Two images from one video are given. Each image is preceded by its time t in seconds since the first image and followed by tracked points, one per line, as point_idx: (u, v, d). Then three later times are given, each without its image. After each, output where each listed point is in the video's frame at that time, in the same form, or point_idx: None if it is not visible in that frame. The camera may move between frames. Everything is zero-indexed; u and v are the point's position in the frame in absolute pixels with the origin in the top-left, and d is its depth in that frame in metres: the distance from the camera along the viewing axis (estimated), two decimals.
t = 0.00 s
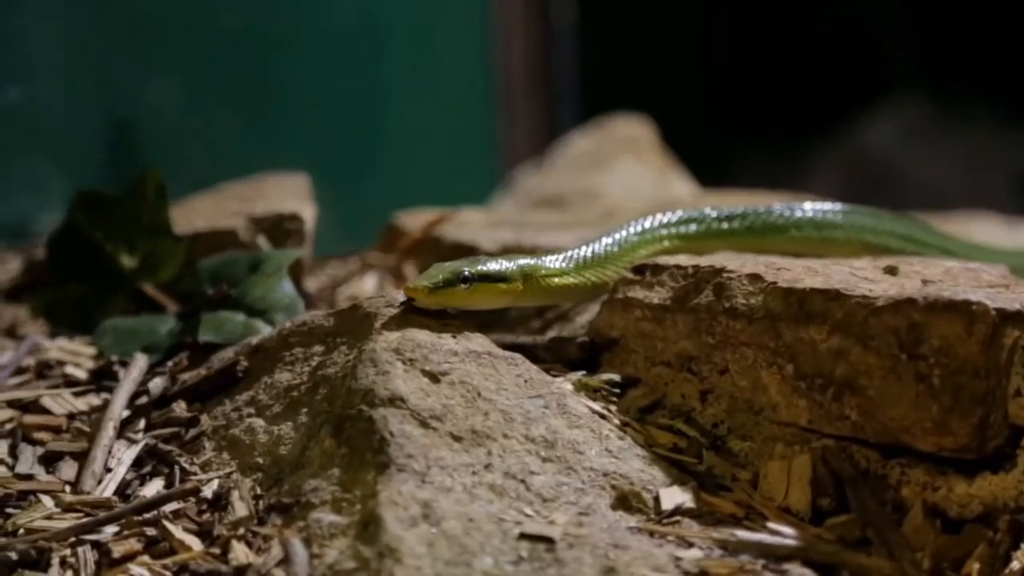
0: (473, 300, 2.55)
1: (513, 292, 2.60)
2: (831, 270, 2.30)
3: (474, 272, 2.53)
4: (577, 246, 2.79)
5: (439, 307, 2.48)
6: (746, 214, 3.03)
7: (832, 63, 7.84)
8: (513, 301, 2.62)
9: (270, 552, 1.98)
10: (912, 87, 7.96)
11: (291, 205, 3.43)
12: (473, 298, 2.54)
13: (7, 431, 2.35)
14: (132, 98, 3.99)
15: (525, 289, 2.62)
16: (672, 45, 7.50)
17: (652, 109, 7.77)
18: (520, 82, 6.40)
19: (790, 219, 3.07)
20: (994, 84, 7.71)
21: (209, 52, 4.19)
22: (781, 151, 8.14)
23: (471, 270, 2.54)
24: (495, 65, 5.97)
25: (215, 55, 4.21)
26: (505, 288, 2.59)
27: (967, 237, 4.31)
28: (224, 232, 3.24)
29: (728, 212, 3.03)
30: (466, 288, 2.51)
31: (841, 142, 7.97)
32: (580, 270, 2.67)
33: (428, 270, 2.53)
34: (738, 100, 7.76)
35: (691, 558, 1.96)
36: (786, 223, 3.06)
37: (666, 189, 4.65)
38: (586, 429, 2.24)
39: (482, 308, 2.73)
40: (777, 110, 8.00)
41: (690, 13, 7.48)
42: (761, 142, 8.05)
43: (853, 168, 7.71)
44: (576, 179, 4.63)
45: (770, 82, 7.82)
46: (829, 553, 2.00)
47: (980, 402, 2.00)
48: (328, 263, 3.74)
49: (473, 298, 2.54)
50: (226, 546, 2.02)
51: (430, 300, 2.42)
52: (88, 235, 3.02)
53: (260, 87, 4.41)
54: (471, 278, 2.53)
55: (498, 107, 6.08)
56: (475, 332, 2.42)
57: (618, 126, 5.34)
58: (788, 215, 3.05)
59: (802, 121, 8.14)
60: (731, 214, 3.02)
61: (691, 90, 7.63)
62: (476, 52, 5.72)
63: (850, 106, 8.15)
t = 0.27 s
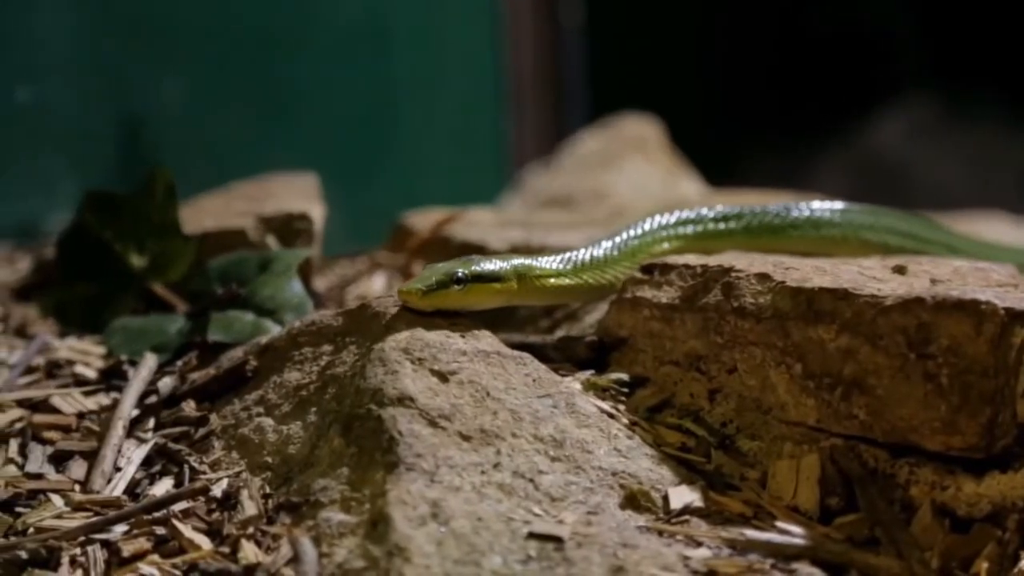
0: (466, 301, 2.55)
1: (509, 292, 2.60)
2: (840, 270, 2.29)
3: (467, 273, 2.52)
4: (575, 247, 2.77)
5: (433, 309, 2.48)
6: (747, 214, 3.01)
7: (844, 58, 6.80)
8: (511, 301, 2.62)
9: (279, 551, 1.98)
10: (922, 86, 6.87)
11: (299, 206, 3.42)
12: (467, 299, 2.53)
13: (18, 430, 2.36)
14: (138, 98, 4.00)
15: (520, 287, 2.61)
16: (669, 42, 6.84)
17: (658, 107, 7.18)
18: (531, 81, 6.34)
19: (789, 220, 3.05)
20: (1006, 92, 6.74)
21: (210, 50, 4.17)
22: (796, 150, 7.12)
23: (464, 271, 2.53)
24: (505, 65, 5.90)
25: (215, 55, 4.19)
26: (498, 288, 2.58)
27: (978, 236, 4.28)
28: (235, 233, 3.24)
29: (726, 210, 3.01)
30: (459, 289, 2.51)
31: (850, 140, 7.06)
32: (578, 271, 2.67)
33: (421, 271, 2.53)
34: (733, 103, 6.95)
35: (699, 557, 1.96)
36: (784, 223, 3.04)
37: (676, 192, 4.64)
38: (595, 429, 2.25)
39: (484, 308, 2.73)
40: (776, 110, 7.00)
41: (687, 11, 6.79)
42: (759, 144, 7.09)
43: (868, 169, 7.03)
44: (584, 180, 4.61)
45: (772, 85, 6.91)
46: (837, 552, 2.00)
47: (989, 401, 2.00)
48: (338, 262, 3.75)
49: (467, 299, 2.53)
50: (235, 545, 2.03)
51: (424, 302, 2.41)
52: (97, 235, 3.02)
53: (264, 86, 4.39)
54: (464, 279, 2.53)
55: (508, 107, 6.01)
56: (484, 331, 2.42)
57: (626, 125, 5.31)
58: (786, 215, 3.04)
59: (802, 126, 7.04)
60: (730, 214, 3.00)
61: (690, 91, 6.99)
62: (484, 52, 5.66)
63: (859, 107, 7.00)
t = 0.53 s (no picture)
0: (466, 299, 2.52)
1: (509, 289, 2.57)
2: (849, 269, 2.30)
3: (467, 271, 2.49)
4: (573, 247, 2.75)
5: (432, 308, 2.44)
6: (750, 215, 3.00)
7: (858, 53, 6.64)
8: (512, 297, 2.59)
9: (289, 550, 1.98)
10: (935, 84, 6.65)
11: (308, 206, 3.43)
12: (467, 296, 2.50)
13: (28, 429, 2.37)
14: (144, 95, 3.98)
15: (520, 282, 2.58)
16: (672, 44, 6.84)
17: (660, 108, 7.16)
18: (539, 79, 6.33)
19: (792, 220, 3.03)
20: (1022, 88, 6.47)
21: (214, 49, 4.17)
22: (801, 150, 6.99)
23: (464, 269, 2.50)
24: (511, 65, 5.90)
25: (215, 55, 4.17)
26: (498, 283, 2.55)
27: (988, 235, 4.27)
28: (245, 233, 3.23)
29: (728, 211, 2.99)
30: (458, 287, 2.47)
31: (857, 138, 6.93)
32: (579, 268, 2.65)
33: (419, 270, 2.50)
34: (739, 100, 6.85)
35: (709, 557, 1.96)
36: (786, 223, 3.03)
37: (683, 190, 4.69)
38: (604, 428, 2.25)
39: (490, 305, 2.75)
40: (779, 111, 6.90)
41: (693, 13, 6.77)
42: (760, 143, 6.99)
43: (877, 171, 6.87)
44: (594, 180, 4.61)
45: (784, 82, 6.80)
46: (847, 552, 2.00)
47: (999, 401, 2.00)
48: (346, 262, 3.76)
49: (466, 296, 2.49)
50: (245, 544, 2.03)
51: (424, 300, 2.38)
52: (107, 235, 3.05)
53: (264, 85, 4.38)
54: (463, 277, 2.49)
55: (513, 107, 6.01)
56: (493, 330, 2.42)
57: (635, 125, 5.32)
58: (789, 215, 3.03)
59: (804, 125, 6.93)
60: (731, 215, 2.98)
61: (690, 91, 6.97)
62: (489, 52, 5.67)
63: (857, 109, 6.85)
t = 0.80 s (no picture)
0: (467, 299, 2.49)
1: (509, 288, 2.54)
2: (861, 269, 2.30)
3: (465, 271, 2.45)
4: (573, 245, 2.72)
5: (429, 309, 2.42)
6: (763, 216, 2.93)
7: (860, 53, 6.76)
8: (511, 296, 2.56)
9: (301, 549, 1.99)
10: (945, 85, 6.82)
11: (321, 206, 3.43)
12: (466, 296, 2.47)
13: (41, 428, 2.37)
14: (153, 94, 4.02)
15: (519, 282, 2.55)
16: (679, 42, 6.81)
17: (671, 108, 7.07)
18: (553, 81, 6.31)
19: (806, 220, 2.97)
20: None
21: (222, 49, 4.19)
22: (806, 150, 7.03)
23: (463, 269, 2.47)
24: (522, 67, 5.89)
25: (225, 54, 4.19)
26: (497, 283, 2.51)
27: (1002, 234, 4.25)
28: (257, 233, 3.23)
29: (737, 210, 2.93)
30: (455, 288, 2.44)
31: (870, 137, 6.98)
32: (579, 267, 2.62)
33: (416, 271, 2.47)
34: (744, 99, 6.85)
35: (721, 556, 1.96)
36: (801, 222, 2.96)
37: (695, 188, 4.65)
38: (616, 427, 2.25)
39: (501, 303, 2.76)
40: (782, 109, 6.92)
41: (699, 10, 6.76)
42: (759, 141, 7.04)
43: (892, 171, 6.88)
44: (606, 179, 4.61)
45: (784, 81, 6.84)
46: (858, 551, 2.00)
47: (1011, 401, 2.00)
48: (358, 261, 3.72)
49: (465, 297, 2.46)
50: (257, 544, 2.03)
51: (422, 303, 2.37)
52: (121, 235, 3.05)
53: (275, 84, 4.40)
54: (462, 278, 2.46)
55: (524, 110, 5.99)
56: (504, 327, 2.42)
57: (647, 125, 5.31)
58: (803, 214, 2.96)
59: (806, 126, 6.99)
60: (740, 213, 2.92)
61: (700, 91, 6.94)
62: (500, 54, 5.66)
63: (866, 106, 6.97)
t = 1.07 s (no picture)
0: (466, 300, 2.44)
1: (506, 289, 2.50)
2: (874, 268, 2.30)
3: (461, 273, 2.40)
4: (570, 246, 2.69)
5: (425, 310, 2.37)
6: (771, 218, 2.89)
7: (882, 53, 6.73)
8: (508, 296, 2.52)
9: (314, 548, 1.99)
10: (954, 85, 6.83)
11: (333, 205, 3.43)
12: (463, 297, 2.42)
13: (55, 428, 2.38)
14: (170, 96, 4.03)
15: (515, 282, 2.52)
16: (710, 41, 6.80)
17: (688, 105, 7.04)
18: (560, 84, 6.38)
19: (815, 220, 2.93)
20: None
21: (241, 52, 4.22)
22: (829, 150, 7.05)
23: (458, 270, 2.41)
24: (532, 71, 5.94)
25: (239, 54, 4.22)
26: (494, 282, 2.47)
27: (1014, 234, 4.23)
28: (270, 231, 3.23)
29: (741, 210, 2.89)
30: (451, 288, 2.39)
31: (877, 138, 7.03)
32: (576, 266, 2.59)
33: (412, 274, 2.42)
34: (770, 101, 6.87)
35: (733, 556, 1.96)
36: (810, 222, 2.92)
37: (707, 189, 4.61)
38: (628, 427, 2.25)
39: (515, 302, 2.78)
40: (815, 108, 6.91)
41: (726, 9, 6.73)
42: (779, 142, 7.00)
43: (904, 169, 6.88)
44: (617, 179, 4.61)
45: (807, 81, 6.82)
46: (871, 551, 2.00)
47: None
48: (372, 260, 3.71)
49: (462, 298, 2.41)
50: (270, 543, 2.04)
51: (418, 304, 2.33)
52: (135, 235, 3.04)
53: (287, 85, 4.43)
54: (458, 279, 2.40)
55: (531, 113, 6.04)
56: (516, 327, 2.42)
57: (658, 125, 5.30)
58: (810, 212, 2.93)
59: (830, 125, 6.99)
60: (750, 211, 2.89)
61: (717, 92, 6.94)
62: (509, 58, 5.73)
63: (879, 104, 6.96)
